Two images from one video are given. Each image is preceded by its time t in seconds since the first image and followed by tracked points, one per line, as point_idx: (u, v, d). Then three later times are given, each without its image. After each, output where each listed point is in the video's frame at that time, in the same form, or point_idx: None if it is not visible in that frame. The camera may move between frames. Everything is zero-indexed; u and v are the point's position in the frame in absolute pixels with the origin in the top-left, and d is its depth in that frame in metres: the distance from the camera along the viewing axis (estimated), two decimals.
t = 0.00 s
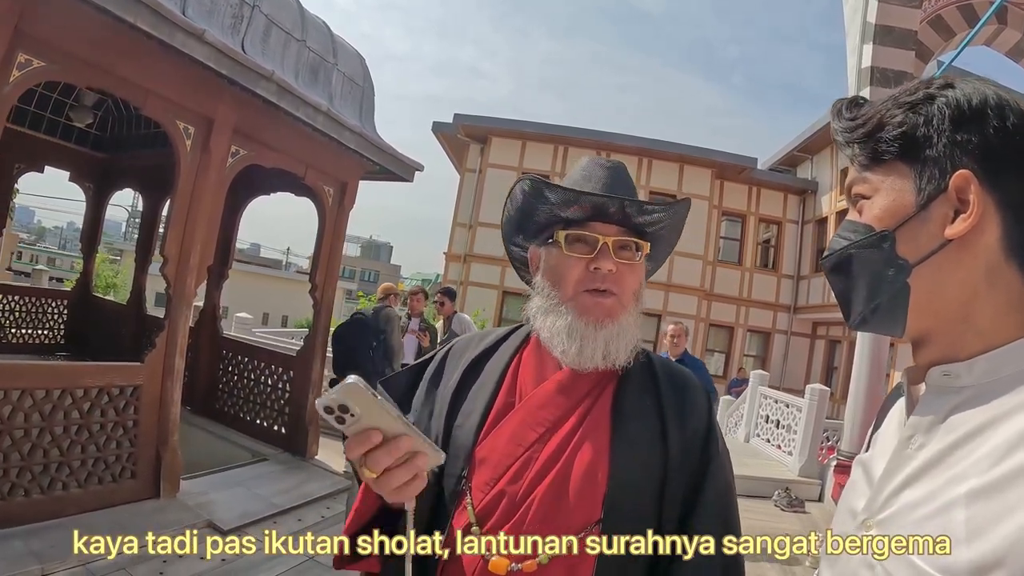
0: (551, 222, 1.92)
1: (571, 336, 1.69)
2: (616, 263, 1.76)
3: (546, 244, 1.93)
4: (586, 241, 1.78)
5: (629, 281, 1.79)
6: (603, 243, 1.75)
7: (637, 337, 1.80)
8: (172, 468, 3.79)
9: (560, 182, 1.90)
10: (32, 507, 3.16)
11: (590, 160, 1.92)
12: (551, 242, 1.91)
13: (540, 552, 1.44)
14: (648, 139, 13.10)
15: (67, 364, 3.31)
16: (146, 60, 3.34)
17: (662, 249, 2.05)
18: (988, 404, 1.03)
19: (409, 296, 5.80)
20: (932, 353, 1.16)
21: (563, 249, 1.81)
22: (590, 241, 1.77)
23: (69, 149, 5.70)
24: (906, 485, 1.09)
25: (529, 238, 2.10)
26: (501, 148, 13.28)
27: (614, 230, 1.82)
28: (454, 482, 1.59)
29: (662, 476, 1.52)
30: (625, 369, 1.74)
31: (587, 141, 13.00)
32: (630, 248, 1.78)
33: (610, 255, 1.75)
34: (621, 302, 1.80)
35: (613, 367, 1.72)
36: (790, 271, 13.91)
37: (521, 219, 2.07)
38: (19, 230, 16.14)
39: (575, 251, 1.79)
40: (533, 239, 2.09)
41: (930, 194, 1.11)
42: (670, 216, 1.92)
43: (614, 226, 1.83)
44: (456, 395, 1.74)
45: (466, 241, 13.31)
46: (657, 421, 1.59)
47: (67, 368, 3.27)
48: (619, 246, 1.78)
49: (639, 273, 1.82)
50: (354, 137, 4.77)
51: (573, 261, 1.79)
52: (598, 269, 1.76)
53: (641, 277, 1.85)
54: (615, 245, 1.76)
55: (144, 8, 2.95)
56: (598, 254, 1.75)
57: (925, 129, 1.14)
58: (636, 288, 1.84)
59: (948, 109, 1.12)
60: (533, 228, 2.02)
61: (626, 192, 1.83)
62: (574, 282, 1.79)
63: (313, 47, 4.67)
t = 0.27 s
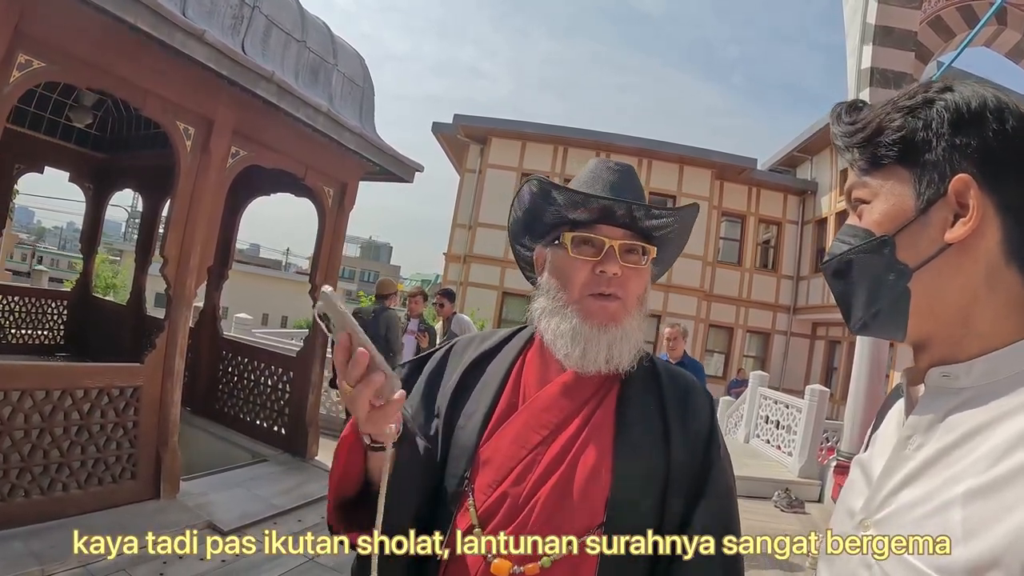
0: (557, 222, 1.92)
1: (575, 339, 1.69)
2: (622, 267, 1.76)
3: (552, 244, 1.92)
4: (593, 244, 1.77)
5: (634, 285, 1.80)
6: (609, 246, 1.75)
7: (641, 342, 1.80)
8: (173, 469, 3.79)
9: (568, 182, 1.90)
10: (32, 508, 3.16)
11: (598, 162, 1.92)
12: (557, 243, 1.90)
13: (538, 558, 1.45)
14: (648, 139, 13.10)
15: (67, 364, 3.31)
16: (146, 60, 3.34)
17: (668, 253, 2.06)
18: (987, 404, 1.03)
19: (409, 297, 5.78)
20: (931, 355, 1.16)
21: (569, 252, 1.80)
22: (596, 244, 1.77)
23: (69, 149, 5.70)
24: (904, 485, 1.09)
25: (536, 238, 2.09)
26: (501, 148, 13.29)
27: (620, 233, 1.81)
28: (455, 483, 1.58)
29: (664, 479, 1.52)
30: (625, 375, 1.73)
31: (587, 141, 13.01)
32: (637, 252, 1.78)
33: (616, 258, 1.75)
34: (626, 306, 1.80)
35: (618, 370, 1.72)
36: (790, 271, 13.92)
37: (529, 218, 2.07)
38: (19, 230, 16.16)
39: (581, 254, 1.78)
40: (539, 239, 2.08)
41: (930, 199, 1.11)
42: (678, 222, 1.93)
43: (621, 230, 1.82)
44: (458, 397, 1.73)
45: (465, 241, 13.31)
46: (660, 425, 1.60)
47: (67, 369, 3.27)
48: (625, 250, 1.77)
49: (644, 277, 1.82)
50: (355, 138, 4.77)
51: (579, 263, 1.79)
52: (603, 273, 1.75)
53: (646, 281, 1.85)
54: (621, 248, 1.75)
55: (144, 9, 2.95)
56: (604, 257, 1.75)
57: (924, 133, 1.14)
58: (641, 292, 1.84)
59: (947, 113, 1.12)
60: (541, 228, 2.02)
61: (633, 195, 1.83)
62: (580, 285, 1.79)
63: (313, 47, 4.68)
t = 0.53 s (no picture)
0: (558, 222, 1.92)
1: (576, 336, 1.69)
2: (622, 265, 1.76)
3: (552, 244, 1.92)
4: (593, 242, 1.78)
5: (635, 282, 1.80)
6: (608, 244, 1.76)
7: (643, 338, 1.80)
8: (172, 470, 3.79)
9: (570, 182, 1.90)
10: (32, 508, 3.16)
11: (597, 163, 1.93)
12: (557, 241, 1.90)
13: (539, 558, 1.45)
14: (648, 140, 13.11)
15: (67, 365, 3.31)
16: (146, 60, 3.35)
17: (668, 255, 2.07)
18: (986, 405, 1.03)
19: (406, 296, 5.78)
20: (930, 355, 1.16)
21: (569, 249, 1.81)
22: (596, 241, 1.77)
23: (69, 150, 5.70)
24: (903, 485, 1.09)
25: (536, 239, 2.10)
26: (501, 149, 13.29)
27: (621, 231, 1.82)
28: (456, 483, 1.57)
29: (665, 479, 1.52)
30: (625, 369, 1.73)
31: (587, 142, 13.01)
32: (637, 249, 1.78)
33: (616, 256, 1.75)
34: (627, 304, 1.81)
35: (619, 367, 1.72)
36: (789, 272, 13.93)
37: (528, 220, 2.07)
38: (20, 230, 16.16)
39: (581, 252, 1.79)
40: (540, 240, 2.09)
41: (926, 200, 1.11)
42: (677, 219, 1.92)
43: (620, 227, 1.83)
44: (460, 397, 1.73)
45: (465, 241, 13.32)
46: (660, 425, 1.60)
47: (67, 370, 3.27)
48: (625, 248, 1.78)
49: (644, 275, 1.83)
50: (354, 138, 4.77)
51: (579, 261, 1.79)
52: (603, 270, 1.76)
53: (647, 279, 1.86)
54: (621, 246, 1.76)
55: (145, 9, 2.96)
56: (604, 254, 1.76)
57: (919, 133, 1.14)
58: (642, 290, 1.84)
59: (942, 112, 1.13)
60: (540, 229, 2.03)
61: (634, 194, 1.84)
62: (581, 282, 1.79)
63: (313, 48, 4.68)
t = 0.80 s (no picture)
0: (557, 225, 1.93)
1: (577, 337, 1.69)
2: (622, 266, 1.77)
3: (553, 247, 1.92)
4: (593, 244, 1.79)
5: (635, 284, 1.81)
6: (609, 246, 1.76)
7: (643, 339, 1.81)
8: (172, 470, 3.78)
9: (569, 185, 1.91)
10: (31, 509, 3.15)
11: (596, 166, 1.94)
12: (557, 244, 1.91)
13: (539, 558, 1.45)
14: (647, 141, 13.12)
15: (66, 366, 3.30)
16: (146, 61, 3.34)
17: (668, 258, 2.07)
18: (984, 406, 1.03)
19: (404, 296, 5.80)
20: (926, 356, 1.17)
21: (569, 252, 1.82)
22: (596, 244, 1.78)
23: (67, 151, 5.69)
24: (901, 486, 1.09)
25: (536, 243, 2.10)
26: (500, 149, 13.29)
27: (620, 234, 1.82)
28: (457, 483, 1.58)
29: (666, 480, 1.52)
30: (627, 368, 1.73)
31: (586, 142, 13.02)
32: (637, 251, 1.78)
33: (616, 258, 1.76)
34: (627, 305, 1.81)
35: (619, 367, 1.72)
36: (788, 272, 13.94)
37: (527, 225, 2.07)
38: (19, 231, 16.14)
39: (581, 254, 1.80)
40: (540, 244, 2.09)
41: (923, 200, 1.12)
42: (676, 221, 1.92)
43: (619, 230, 1.83)
44: (462, 397, 1.73)
45: (464, 242, 13.32)
46: (661, 426, 1.60)
47: (66, 371, 3.26)
48: (625, 250, 1.78)
49: (644, 276, 1.83)
50: (353, 139, 4.76)
51: (580, 263, 1.80)
52: (603, 272, 1.77)
53: (647, 280, 1.86)
54: (621, 248, 1.77)
55: (144, 10, 2.95)
56: (604, 256, 1.76)
57: (916, 133, 1.14)
58: (642, 291, 1.85)
59: (940, 112, 1.13)
60: (539, 233, 2.02)
61: (634, 196, 1.85)
62: (581, 284, 1.80)
63: (312, 49, 4.67)
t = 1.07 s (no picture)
0: (565, 225, 1.92)
1: (589, 337, 1.68)
2: (631, 265, 1.76)
3: (560, 246, 1.91)
4: (603, 243, 1.79)
5: (642, 283, 1.82)
6: (618, 245, 1.77)
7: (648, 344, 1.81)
8: (171, 471, 3.78)
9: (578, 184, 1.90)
10: (30, 509, 3.15)
11: (597, 166, 1.94)
12: (564, 243, 1.90)
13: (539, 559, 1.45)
14: (645, 141, 13.13)
15: (65, 366, 3.30)
16: (145, 61, 3.34)
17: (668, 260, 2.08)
18: (986, 407, 1.03)
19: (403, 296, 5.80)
20: (929, 357, 1.17)
21: (579, 250, 1.81)
22: (606, 243, 1.78)
23: (66, 151, 5.68)
24: (902, 487, 1.10)
25: (540, 242, 2.09)
26: (499, 150, 13.29)
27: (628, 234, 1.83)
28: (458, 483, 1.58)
29: (667, 480, 1.52)
30: (636, 374, 1.73)
31: (585, 142, 13.02)
32: (645, 253, 1.81)
33: (626, 257, 1.76)
34: (633, 308, 1.81)
35: (629, 373, 1.72)
36: (787, 273, 13.94)
37: (530, 223, 2.06)
38: (17, 232, 16.12)
39: (591, 253, 1.80)
40: (544, 244, 2.08)
41: (924, 198, 1.12)
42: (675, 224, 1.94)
43: (628, 229, 1.86)
44: (464, 397, 1.73)
45: (463, 243, 13.31)
46: (663, 427, 1.60)
47: (65, 372, 3.26)
48: (632, 250, 1.80)
49: (649, 277, 1.85)
50: (352, 139, 4.76)
51: (589, 262, 1.80)
52: (613, 271, 1.75)
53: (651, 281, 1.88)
54: (629, 247, 1.77)
55: (144, 10, 2.95)
56: (613, 255, 1.77)
57: (917, 131, 1.14)
58: (648, 293, 1.85)
59: (940, 110, 1.13)
60: (544, 232, 2.02)
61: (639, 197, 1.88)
62: (589, 284, 1.79)
63: (311, 49, 4.67)
